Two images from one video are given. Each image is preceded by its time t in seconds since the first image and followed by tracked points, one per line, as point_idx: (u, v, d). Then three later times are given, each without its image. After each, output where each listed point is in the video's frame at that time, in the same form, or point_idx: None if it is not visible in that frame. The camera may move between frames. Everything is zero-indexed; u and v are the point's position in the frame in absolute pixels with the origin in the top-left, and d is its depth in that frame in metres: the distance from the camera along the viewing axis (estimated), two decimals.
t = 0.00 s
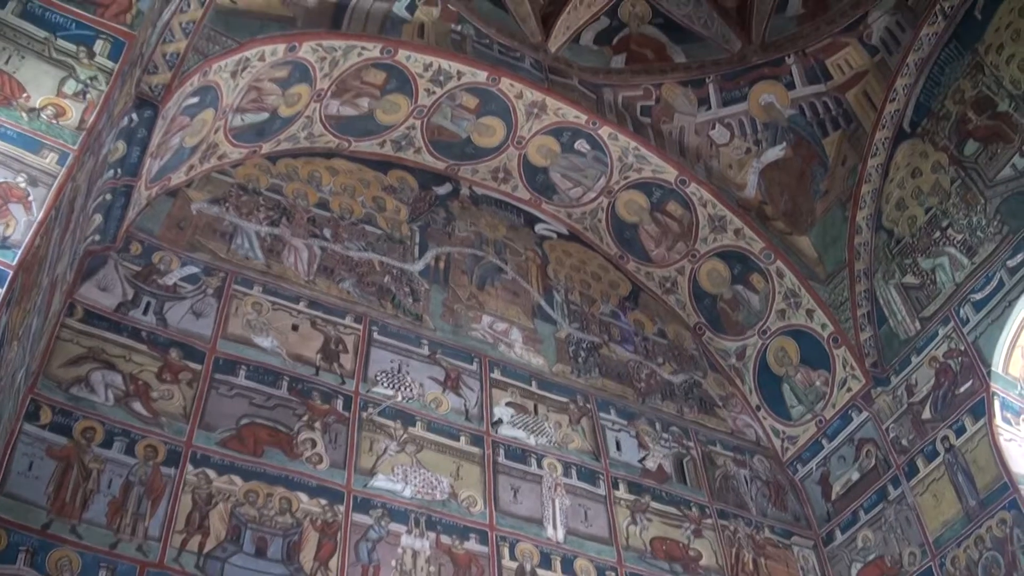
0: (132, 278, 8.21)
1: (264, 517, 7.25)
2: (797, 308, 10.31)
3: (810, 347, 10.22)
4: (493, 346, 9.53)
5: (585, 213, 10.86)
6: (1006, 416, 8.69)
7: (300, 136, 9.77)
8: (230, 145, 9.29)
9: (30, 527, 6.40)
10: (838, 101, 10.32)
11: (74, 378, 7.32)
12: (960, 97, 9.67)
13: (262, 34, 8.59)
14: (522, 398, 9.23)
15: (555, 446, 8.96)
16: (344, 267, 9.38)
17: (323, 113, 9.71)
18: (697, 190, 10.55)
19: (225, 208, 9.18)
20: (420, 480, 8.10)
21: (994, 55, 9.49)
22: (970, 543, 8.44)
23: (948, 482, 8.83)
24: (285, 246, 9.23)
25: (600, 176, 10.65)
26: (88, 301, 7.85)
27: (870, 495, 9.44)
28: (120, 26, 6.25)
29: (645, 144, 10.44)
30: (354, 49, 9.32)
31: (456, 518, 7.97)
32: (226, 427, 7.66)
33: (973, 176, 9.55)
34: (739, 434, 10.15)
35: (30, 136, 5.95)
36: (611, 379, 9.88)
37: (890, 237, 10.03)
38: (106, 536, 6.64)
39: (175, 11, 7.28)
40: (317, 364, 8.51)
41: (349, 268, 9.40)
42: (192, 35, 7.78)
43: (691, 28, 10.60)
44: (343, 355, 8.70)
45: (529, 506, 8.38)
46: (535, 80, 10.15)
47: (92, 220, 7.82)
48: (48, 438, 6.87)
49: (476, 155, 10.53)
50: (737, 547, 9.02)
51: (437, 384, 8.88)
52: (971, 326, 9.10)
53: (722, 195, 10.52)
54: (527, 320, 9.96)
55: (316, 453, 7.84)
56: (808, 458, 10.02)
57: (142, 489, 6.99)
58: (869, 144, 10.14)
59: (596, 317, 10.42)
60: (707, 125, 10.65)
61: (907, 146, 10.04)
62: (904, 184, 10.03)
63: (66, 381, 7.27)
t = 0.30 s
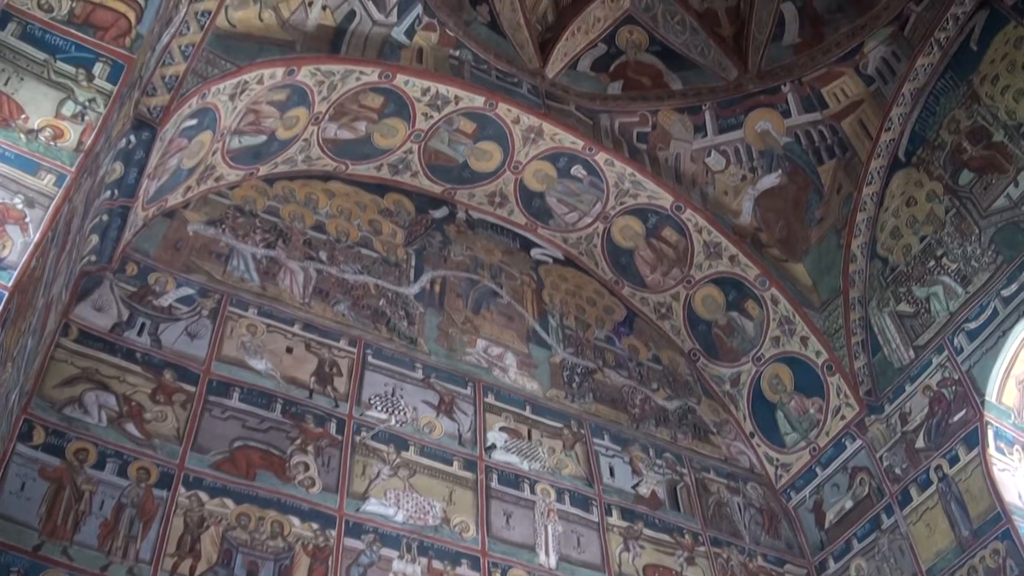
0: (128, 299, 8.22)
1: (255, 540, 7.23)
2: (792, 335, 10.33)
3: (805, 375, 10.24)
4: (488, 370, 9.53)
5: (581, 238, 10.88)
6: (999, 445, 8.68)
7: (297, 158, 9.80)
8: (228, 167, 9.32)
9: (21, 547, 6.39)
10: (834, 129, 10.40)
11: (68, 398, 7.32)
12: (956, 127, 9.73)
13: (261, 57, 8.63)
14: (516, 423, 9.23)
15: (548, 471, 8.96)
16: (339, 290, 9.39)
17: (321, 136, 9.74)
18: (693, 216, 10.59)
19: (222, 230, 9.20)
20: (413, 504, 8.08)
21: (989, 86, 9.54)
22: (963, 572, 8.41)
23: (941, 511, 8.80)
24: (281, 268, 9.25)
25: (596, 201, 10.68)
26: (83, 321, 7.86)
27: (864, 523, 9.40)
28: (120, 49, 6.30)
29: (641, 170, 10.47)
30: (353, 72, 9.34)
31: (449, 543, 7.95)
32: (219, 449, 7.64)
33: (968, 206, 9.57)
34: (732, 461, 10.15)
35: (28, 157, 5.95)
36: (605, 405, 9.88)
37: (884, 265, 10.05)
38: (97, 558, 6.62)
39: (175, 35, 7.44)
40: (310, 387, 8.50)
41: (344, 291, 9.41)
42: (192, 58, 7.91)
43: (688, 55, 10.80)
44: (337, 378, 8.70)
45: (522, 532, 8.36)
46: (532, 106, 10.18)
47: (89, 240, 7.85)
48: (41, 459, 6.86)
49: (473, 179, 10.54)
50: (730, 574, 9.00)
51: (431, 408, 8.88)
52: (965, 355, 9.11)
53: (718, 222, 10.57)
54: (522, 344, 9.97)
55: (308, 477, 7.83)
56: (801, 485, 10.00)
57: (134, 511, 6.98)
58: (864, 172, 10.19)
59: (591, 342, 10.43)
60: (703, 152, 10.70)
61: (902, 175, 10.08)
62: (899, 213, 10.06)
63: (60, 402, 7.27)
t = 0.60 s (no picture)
0: (124, 315, 8.22)
1: (245, 561, 7.20)
2: (787, 364, 10.32)
3: (799, 404, 10.23)
4: (482, 394, 9.52)
5: (579, 263, 10.87)
6: (993, 479, 8.67)
7: (296, 178, 9.81)
8: (227, 185, 9.33)
9: (12, 563, 6.38)
10: (832, 160, 10.45)
11: (61, 414, 7.31)
12: (954, 160, 9.77)
13: (263, 77, 8.67)
14: (510, 447, 9.21)
15: (541, 497, 8.94)
16: (335, 311, 9.39)
17: (321, 157, 9.76)
18: (690, 243, 10.58)
19: (219, 248, 9.21)
20: (404, 528, 8.06)
21: (987, 120, 9.57)
22: None
23: (934, 545, 8.76)
24: (277, 287, 9.25)
25: (594, 227, 10.68)
26: (79, 336, 7.86)
27: (856, 556, 9.35)
28: (122, 67, 6.34)
29: (640, 196, 10.48)
30: (354, 93, 9.37)
31: (439, 567, 7.93)
32: (211, 468, 7.63)
33: (965, 239, 9.60)
34: (726, 489, 10.13)
35: (28, 173, 5.97)
36: (599, 431, 9.86)
37: (880, 296, 10.07)
38: None
39: (176, 53, 7.55)
40: (305, 407, 8.49)
41: (340, 311, 9.41)
42: (193, 77, 7.97)
43: (688, 84, 10.86)
44: (331, 399, 8.68)
45: (513, 558, 8.33)
46: (532, 130, 10.22)
47: (86, 256, 7.85)
48: (33, 474, 6.85)
49: (472, 203, 10.54)
50: None
51: (424, 431, 8.86)
52: (960, 388, 9.10)
53: (715, 250, 10.56)
54: (517, 368, 9.96)
55: (300, 497, 7.81)
56: (794, 515, 9.96)
57: (125, 529, 6.95)
58: (862, 203, 10.22)
59: (586, 367, 10.42)
60: (702, 180, 10.74)
61: (899, 207, 10.11)
62: (896, 244, 10.08)
63: (54, 417, 7.26)
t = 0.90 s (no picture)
0: (120, 333, 8.22)
1: None
2: (783, 390, 10.33)
3: (795, 430, 10.22)
4: (478, 417, 9.50)
5: (575, 286, 10.89)
6: (988, 508, 8.64)
7: (295, 199, 9.83)
8: (225, 205, 9.34)
9: None
10: (829, 187, 10.48)
11: (56, 432, 7.30)
12: (951, 189, 9.80)
13: (263, 97, 8.68)
14: (504, 470, 9.19)
15: (535, 520, 8.91)
16: (331, 331, 9.38)
17: (319, 177, 9.78)
18: (687, 267, 10.62)
19: (217, 266, 9.22)
20: (398, 551, 8.02)
21: (984, 149, 9.63)
22: None
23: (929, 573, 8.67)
24: (274, 306, 9.25)
25: (591, 250, 10.70)
26: (74, 353, 7.85)
27: None
28: (121, 86, 6.36)
29: (637, 221, 10.50)
30: (354, 114, 9.39)
31: None
32: (205, 488, 7.61)
33: (962, 267, 9.62)
34: (721, 515, 10.09)
35: (27, 190, 6.02)
36: (594, 454, 9.85)
37: (876, 322, 10.08)
38: None
39: (177, 72, 7.57)
40: (299, 428, 8.47)
41: (337, 332, 9.41)
42: (193, 96, 8.01)
43: (687, 109, 10.87)
44: (326, 420, 8.66)
45: None
46: (531, 154, 10.24)
47: (83, 273, 7.86)
48: (27, 492, 6.84)
49: (470, 225, 10.57)
50: None
51: (419, 453, 8.85)
52: (956, 416, 9.10)
53: (712, 275, 10.60)
54: (513, 391, 9.95)
55: (294, 519, 7.79)
56: (789, 542, 9.91)
57: (117, 548, 6.92)
58: (859, 230, 10.25)
59: (582, 391, 10.41)
60: (699, 205, 10.76)
61: (896, 234, 10.14)
62: (893, 271, 10.10)
63: (48, 435, 7.25)
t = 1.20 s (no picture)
0: (115, 350, 8.22)
1: None
2: (777, 417, 10.31)
3: (789, 457, 10.19)
4: (472, 439, 9.49)
5: (571, 309, 10.87)
6: (982, 538, 8.63)
7: (292, 218, 9.83)
8: (223, 223, 9.34)
9: None
10: (826, 214, 10.52)
11: (50, 448, 7.32)
12: (947, 218, 9.81)
13: (262, 118, 8.72)
14: (498, 494, 9.18)
15: (528, 545, 8.91)
16: (327, 351, 9.38)
17: (317, 198, 9.77)
18: (683, 292, 10.61)
19: (213, 285, 9.21)
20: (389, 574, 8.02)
21: (981, 178, 9.64)
22: None
23: None
24: (269, 325, 9.24)
25: (587, 273, 10.67)
26: (69, 370, 7.85)
27: None
28: (121, 104, 6.37)
29: (634, 245, 10.48)
30: (353, 135, 9.41)
31: None
32: (197, 507, 7.61)
33: (957, 295, 9.61)
34: (714, 541, 10.09)
35: (25, 207, 6.06)
36: (588, 479, 9.84)
37: (872, 350, 10.09)
38: None
39: (177, 91, 7.61)
40: (293, 448, 8.45)
41: (332, 352, 9.40)
42: (193, 115, 8.06)
43: (684, 135, 10.95)
44: (320, 440, 8.65)
45: None
46: (529, 177, 10.24)
47: (79, 290, 7.85)
48: (19, 509, 6.86)
49: (467, 246, 10.55)
50: None
51: (413, 475, 8.83)
52: (950, 445, 9.08)
53: (708, 300, 10.60)
54: (508, 414, 9.95)
55: (286, 540, 7.80)
56: (783, 569, 9.87)
57: (108, 567, 6.94)
58: (855, 257, 10.26)
59: (577, 415, 10.40)
60: (696, 231, 10.76)
61: (892, 262, 10.14)
62: (889, 298, 10.11)
63: (42, 451, 7.27)
